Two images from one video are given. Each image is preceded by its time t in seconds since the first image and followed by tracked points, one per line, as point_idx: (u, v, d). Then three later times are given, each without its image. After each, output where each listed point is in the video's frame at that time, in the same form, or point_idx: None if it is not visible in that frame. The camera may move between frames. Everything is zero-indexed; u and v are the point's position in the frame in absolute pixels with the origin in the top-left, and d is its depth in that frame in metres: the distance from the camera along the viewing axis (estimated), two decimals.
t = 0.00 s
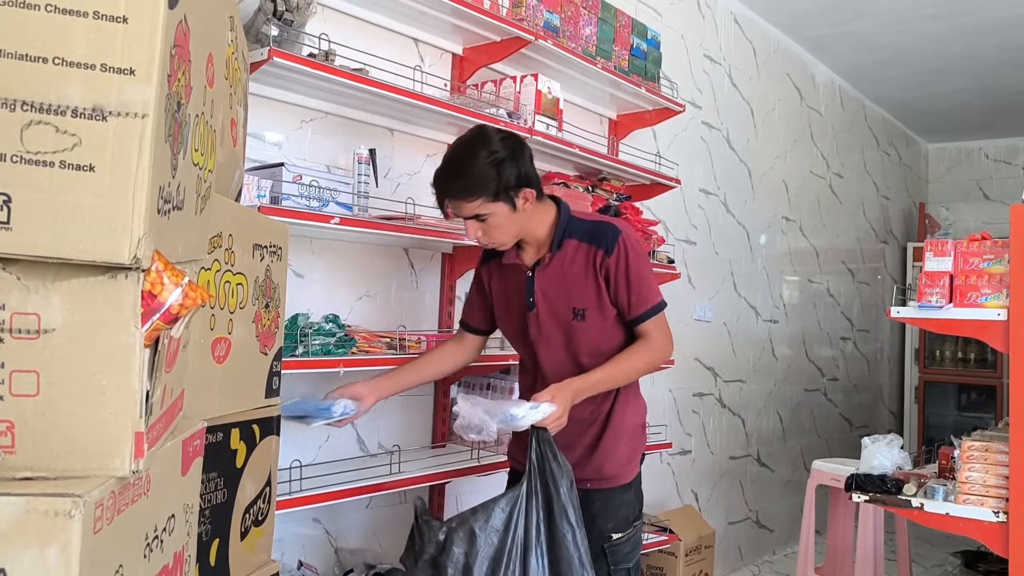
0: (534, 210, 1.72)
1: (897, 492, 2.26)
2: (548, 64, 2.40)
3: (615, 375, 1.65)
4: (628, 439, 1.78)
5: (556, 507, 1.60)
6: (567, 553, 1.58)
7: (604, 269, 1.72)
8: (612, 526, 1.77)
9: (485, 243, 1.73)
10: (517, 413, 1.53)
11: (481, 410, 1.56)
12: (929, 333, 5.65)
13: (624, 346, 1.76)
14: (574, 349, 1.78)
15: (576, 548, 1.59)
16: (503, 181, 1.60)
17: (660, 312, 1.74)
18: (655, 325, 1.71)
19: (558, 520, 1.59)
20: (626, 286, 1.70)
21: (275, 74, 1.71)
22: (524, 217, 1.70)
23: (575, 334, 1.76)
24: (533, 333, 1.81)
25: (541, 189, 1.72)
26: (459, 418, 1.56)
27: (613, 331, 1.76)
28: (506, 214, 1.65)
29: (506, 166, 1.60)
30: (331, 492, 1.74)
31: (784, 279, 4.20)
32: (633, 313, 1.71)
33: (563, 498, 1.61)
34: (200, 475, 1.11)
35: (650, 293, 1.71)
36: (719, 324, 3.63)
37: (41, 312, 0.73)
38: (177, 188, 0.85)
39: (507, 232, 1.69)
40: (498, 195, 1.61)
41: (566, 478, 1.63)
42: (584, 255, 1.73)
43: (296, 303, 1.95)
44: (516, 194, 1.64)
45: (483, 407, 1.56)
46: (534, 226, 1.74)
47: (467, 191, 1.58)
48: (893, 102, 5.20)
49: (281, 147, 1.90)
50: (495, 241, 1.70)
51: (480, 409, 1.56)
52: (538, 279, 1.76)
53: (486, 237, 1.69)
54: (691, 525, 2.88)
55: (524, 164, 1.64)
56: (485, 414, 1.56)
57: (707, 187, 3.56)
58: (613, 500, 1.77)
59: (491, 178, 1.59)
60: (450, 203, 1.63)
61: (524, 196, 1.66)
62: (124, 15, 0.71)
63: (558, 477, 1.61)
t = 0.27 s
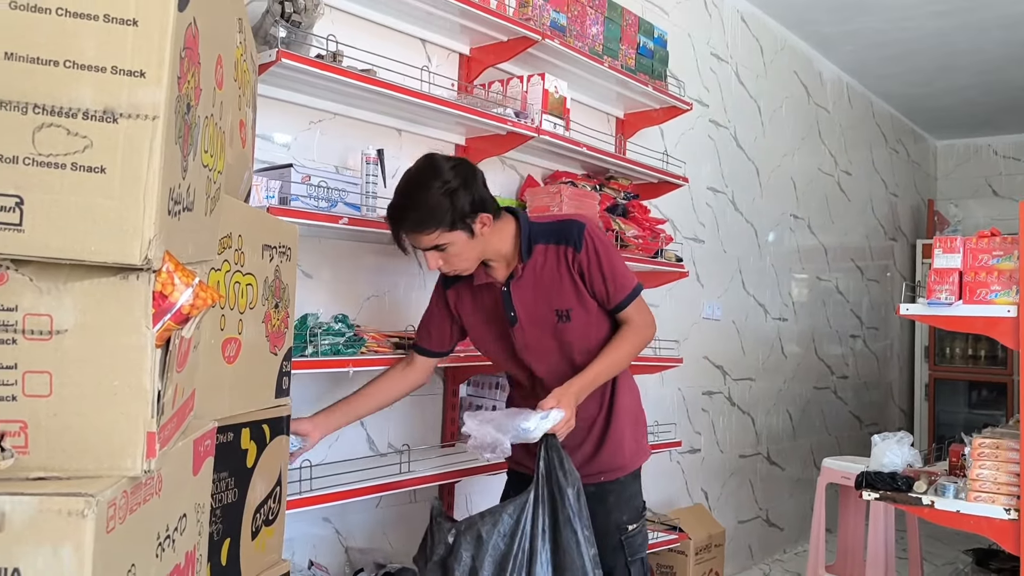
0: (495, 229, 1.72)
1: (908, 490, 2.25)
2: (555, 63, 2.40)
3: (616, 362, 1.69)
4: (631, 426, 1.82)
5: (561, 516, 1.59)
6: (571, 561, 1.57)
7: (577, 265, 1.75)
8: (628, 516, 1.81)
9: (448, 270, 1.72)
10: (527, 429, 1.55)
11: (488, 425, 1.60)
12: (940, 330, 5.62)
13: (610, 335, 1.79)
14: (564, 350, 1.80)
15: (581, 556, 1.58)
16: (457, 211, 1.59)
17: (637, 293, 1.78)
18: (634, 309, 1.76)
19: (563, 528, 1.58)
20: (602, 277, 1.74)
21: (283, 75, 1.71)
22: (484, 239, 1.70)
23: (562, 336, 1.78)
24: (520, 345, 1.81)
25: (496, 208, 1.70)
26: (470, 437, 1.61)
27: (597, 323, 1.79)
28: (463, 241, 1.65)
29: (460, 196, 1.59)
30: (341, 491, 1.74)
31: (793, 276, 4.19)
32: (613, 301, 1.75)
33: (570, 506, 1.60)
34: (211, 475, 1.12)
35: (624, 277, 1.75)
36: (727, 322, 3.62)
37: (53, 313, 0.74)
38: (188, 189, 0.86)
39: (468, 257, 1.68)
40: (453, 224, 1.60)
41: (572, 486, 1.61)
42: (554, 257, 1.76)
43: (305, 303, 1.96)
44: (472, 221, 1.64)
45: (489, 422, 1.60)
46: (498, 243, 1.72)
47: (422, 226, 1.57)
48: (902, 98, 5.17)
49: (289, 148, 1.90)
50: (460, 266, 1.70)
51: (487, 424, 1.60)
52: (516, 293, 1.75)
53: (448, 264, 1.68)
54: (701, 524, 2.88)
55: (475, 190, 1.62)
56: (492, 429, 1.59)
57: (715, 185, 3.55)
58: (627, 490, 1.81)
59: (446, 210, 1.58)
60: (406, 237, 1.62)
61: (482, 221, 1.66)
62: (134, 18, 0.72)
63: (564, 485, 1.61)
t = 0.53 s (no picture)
0: (491, 213, 1.73)
1: (914, 480, 2.25)
2: (558, 54, 2.39)
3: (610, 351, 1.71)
4: (623, 416, 1.84)
5: (558, 508, 1.60)
6: (571, 550, 1.58)
7: (572, 256, 1.76)
8: (624, 504, 1.82)
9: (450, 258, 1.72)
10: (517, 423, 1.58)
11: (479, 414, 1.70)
12: (946, 320, 5.61)
13: (603, 327, 1.80)
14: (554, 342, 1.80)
15: (580, 546, 1.58)
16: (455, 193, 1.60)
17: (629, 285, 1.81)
18: (627, 302, 1.77)
19: (560, 519, 1.59)
20: (596, 269, 1.75)
21: (286, 68, 1.71)
22: (483, 223, 1.71)
23: (553, 327, 1.78)
24: (511, 335, 1.81)
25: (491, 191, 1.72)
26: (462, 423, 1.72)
27: (590, 315, 1.80)
28: (464, 224, 1.65)
29: (455, 177, 1.60)
30: (347, 483, 1.75)
31: (798, 267, 4.18)
32: (606, 292, 1.77)
33: (566, 497, 1.60)
34: (218, 467, 1.13)
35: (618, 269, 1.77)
36: (732, 313, 3.61)
37: (59, 306, 0.74)
38: (192, 182, 0.86)
39: (470, 241, 1.69)
40: (454, 207, 1.61)
41: (567, 477, 1.62)
42: (548, 247, 1.77)
43: (310, 296, 1.96)
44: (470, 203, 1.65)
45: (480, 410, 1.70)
46: (495, 230, 1.74)
47: (422, 212, 1.58)
48: (907, 88, 5.14)
49: (293, 141, 1.90)
50: (460, 253, 1.70)
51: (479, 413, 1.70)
52: (509, 282, 1.77)
53: (450, 251, 1.68)
54: (706, 515, 2.88)
55: (470, 170, 1.64)
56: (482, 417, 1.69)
57: (719, 176, 3.54)
58: (622, 479, 1.83)
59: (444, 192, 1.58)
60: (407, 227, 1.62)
61: (479, 202, 1.67)
62: (136, 11, 0.72)
63: (559, 477, 1.61)
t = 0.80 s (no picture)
0: (517, 182, 1.74)
1: (910, 467, 2.26)
2: (554, 43, 2.38)
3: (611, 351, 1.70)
4: (619, 410, 1.84)
5: (553, 486, 1.62)
6: (565, 528, 1.61)
7: (589, 243, 1.75)
8: (618, 497, 1.82)
9: (475, 222, 1.71)
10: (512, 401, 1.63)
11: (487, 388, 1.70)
12: (943, 308, 5.62)
13: (608, 321, 1.79)
14: (556, 326, 1.77)
15: (573, 523, 1.61)
16: (486, 150, 1.61)
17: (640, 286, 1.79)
18: (636, 300, 1.76)
19: (555, 498, 1.62)
20: (611, 261, 1.74)
21: (282, 58, 1.71)
22: (509, 188, 1.71)
23: (558, 310, 1.76)
24: (515, 312, 1.79)
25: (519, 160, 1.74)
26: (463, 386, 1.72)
27: (596, 307, 1.78)
28: (494, 184, 1.66)
29: (486, 135, 1.61)
30: (345, 473, 1.76)
31: (795, 256, 4.18)
32: (617, 286, 1.75)
33: (559, 477, 1.62)
34: (216, 458, 1.13)
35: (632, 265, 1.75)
36: (729, 302, 3.62)
37: (56, 296, 0.74)
38: (188, 172, 0.86)
39: (497, 204, 1.68)
40: (485, 165, 1.62)
41: (562, 458, 1.64)
42: (567, 230, 1.76)
43: (307, 286, 1.96)
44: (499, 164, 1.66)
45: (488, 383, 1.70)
46: (517, 201, 1.74)
47: (454, 165, 1.58)
48: (905, 76, 5.14)
49: (289, 131, 1.90)
50: (485, 216, 1.69)
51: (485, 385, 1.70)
52: (523, 256, 1.76)
53: (477, 212, 1.67)
54: (704, 503, 2.89)
55: (500, 131, 1.66)
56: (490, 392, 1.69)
57: (716, 165, 3.53)
58: (616, 472, 1.83)
59: (473, 149, 1.59)
60: (436, 183, 1.62)
61: (507, 163, 1.68)
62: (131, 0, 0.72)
63: (553, 457, 1.63)
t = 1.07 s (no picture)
0: (554, 161, 1.76)
1: (894, 455, 2.27)
2: (540, 33, 2.38)
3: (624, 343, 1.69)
4: (625, 404, 1.84)
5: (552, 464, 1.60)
6: (556, 508, 1.58)
7: (616, 232, 1.74)
8: (619, 490, 1.81)
9: (513, 193, 1.71)
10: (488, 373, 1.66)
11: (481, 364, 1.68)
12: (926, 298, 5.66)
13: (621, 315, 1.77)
14: (572, 310, 1.75)
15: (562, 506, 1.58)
16: (534, 117, 1.64)
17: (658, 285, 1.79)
18: (651, 297, 1.75)
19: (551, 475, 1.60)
20: (636, 253, 1.73)
21: (265, 47, 1.69)
22: (549, 162, 1.73)
23: (578, 294, 1.74)
24: (534, 290, 1.77)
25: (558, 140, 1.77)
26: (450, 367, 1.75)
27: (614, 297, 1.77)
28: (537, 154, 1.67)
29: (534, 104, 1.65)
30: (331, 463, 1.75)
31: (780, 246, 4.20)
32: (637, 280, 1.74)
33: (561, 455, 1.60)
34: (200, 449, 1.12)
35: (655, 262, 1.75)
36: (715, 292, 3.63)
37: (35, 287, 0.74)
38: (168, 162, 0.85)
39: (538, 175, 1.69)
40: (531, 132, 1.64)
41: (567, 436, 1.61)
42: (597, 217, 1.75)
43: (292, 277, 1.95)
44: (542, 135, 1.68)
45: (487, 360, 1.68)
46: (552, 179, 1.76)
47: (502, 127, 1.60)
48: (890, 66, 5.16)
49: (273, 121, 1.88)
50: (525, 187, 1.69)
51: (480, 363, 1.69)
52: (549, 234, 1.75)
53: (518, 181, 1.67)
54: (690, 492, 2.91)
55: (545, 103, 1.69)
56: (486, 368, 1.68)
57: (702, 155, 3.54)
58: (619, 465, 1.82)
59: (523, 115, 1.62)
60: (482, 146, 1.63)
61: (551, 136, 1.71)
62: None
63: (558, 433, 1.61)
